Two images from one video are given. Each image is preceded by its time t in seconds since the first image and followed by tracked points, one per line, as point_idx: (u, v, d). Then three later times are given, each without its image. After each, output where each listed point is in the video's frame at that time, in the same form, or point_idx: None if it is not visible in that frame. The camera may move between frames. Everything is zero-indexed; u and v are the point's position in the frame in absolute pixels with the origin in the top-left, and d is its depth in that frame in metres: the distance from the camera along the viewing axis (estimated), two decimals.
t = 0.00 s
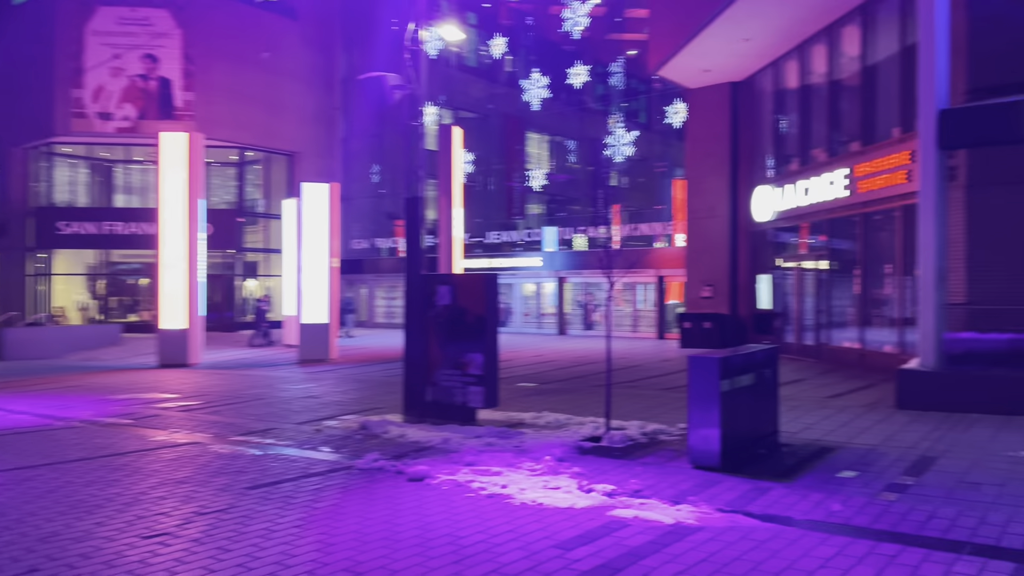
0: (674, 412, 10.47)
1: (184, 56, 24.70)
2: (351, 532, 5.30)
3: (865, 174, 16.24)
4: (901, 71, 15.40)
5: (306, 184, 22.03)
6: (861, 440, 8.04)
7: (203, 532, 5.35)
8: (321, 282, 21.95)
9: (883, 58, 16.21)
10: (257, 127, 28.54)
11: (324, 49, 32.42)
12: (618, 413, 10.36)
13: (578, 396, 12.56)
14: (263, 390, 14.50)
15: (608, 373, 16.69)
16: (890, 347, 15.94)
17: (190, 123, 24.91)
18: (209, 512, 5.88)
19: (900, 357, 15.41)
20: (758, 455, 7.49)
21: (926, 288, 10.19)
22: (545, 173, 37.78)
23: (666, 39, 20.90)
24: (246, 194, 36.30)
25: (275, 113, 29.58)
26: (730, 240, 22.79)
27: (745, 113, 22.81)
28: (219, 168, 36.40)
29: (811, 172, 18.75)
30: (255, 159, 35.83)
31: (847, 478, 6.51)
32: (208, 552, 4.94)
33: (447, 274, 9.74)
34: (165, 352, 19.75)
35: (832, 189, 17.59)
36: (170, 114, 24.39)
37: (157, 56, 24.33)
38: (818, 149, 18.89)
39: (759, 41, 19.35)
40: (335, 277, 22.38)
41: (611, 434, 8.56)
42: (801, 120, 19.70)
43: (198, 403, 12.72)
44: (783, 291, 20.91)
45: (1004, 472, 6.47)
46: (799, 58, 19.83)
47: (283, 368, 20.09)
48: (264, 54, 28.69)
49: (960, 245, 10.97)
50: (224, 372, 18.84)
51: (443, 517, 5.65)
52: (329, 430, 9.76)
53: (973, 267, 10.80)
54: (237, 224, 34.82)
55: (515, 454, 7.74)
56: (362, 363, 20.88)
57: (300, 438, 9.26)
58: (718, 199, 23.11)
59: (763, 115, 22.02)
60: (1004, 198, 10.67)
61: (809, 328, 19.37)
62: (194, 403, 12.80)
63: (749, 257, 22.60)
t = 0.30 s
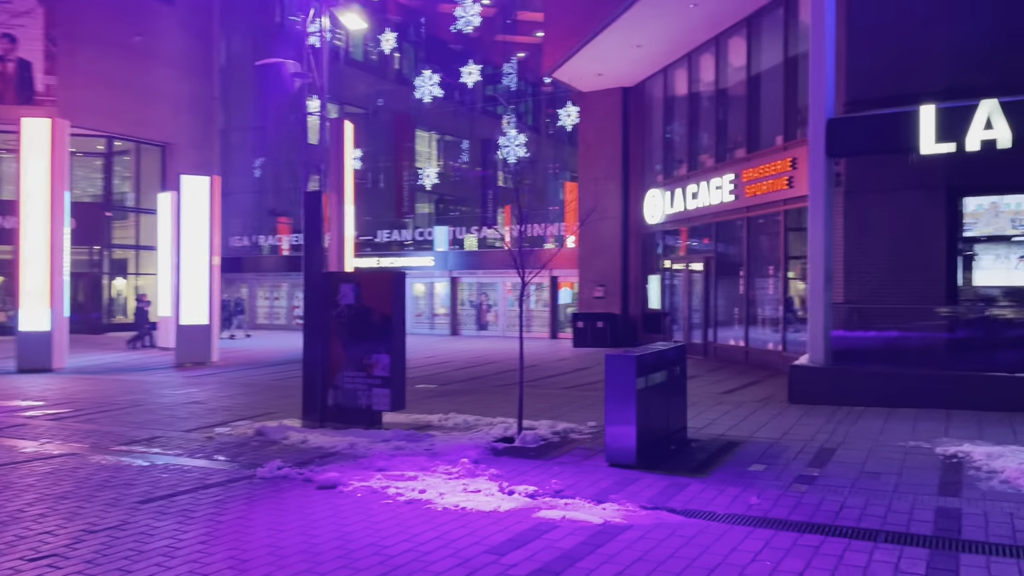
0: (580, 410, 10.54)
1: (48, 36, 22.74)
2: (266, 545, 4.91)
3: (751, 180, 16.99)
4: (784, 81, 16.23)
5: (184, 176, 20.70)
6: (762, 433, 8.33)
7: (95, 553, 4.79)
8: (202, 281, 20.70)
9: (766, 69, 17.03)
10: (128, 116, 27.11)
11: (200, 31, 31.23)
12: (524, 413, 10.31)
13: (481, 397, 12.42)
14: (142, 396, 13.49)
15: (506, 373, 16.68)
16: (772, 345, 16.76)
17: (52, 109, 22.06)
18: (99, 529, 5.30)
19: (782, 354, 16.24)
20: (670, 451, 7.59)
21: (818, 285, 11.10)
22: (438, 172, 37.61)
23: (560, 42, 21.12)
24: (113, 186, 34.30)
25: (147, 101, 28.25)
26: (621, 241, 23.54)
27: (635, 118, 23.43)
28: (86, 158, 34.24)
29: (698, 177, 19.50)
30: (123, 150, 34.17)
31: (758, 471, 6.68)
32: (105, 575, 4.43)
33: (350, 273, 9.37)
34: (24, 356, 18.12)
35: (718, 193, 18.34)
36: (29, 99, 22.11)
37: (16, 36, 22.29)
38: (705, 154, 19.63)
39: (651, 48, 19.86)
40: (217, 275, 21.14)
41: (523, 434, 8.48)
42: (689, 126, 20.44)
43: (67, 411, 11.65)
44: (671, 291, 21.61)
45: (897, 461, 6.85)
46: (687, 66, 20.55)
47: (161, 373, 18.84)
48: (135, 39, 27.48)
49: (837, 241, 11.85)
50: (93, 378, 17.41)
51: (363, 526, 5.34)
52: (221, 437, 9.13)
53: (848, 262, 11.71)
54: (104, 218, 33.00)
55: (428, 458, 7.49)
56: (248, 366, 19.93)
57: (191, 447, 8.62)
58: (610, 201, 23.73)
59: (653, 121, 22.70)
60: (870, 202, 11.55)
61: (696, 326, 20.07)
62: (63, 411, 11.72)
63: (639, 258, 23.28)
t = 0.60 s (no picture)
0: (545, 409, 10.44)
1: None
2: (254, 557, 4.62)
3: (701, 181, 17.22)
4: (733, 83, 16.51)
5: (118, 170, 19.67)
6: (734, 432, 8.37)
7: (66, 570, 4.42)
8: (135, 279, 19.68)
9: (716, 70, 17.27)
10: None
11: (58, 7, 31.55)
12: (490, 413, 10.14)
13: (441, 398, 12.19)
14: (79, 400, 12.78)
15: (458, 373, 16.52)
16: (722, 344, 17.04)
17: None
18: (63, 545, 4.90)
19: (732, 352, 16.54)
20: (648, 450, 7.54)
21: (777, 287, 11.56)
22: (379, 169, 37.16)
23: (508, 39, 21.02)
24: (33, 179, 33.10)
25: None
26: (570, 241, 23.67)
27: (584, 117, 23.48)
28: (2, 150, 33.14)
29: (647, 177, 19.69)
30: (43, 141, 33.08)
31: (741, 469, 6.69)
32: None
33: (313, 271, 9.02)
34: None
35: (667, 193, 18.56)
36: None
37: None
38: (653, 155, 19.81)
39: (601, 48, 19.89)
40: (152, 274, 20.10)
41: (496, 435, 8.32)
42: (637, 127, 20.62)
43: None
44: (617, 291, 21.78)
45: (872, 457, 6.96)
46: (635, 67, 20.70)
47: (93, 376, 18.00)
48: None
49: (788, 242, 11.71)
50: (19, 382, 16.50)
51: (352, 534, 5.09)
52: (175, 442, 8.67)
53: (799, 263, 11.49)
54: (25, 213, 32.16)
55: (403, 461, 7.25)
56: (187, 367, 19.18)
57: (144, 453, 8.15)
58: (558, 201, 23.83)
59: (600, 121, 22.80)
60: (821, 204, 11.39)
61: (645, 325, 20.27)
62: None
63: (585, 258, 23.42)
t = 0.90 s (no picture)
0: (561, 412, 10.42)
1: None
2: (312, 565, 4.53)
3: (703, 184, 17.26)
4: (737, 85, 16.56)
5: (115, 169, 19.30)
6: (761, 435, 8.36)
7: None
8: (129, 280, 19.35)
9: (717, 73, 17.34)
10: None
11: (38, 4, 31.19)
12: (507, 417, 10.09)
13: (452, 401, 12.11)
14: (83, 403, 12.58)
15: (460, 376, 16.49)
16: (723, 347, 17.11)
17: None
18: (111, 553, 4.79)
19: (736, 354, 16.55)
20: (679, 453, 7.51)
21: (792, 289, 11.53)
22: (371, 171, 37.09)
23: (508, 41, 20.96)
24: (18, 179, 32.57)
25: None
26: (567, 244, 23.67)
27: (582, 120, 23.41)
28: None
29: (647, 180, 19.71)
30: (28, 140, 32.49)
31: (778, 473, 6.68)
32: None
33: (333, 272, 8.92)
34: None
35: (668, 197, 18.57)
36: None
37: None
38: (655, 158, 19.78)
39: (600, 51, 19.87)
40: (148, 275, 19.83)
41: (521, 439, 8.26)
42: (636, 130, 20.63)
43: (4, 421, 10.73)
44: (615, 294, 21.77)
45: (905, 461, 6.99)
46: (635, 70, 20.70)
47: (89, 378, 17.74)
48: None
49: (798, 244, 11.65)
50: (15, 385, 16.23)
51: (405, 540, 5.02)
52: (193, 446, 8.53)
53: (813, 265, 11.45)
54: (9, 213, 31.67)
55: (434, 465, 7.18)
56: (183, 370, 18.96)
57: (164, 458, 8.02)
58: (555, 203, 23.82)
59: (598, 124, 22.78)
60: (832, 206, 11.36)
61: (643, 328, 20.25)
62: None
63: (582, 261, 23.39)
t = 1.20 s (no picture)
0: (593, 412, 10.43)
1: None
2: (389, 563, 4.53)
3: (722, 184, 17.20)
4: (758, 84, 16.52)
5: (132, 169, 19.24)
6: (803, 435, 8.36)
7: None
8: (145, 279, 19.30)
9: (736, 71, 17.34)
10: None
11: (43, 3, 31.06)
12: (541, 415, 10.08)
13: (480, 401, 12.08)
14: (108, 402, 12.57)
15: (480, 375, 16.45)
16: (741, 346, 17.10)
17: None
18: (185, 551, 4.80)
19: (756, 355, 16.48)
20: (725, 453, 7.50)
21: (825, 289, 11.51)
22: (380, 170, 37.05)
23: (525, 41, 20.94)
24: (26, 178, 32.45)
25: None
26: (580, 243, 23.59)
27: (596, 118, 23.28)
28: None
29: (664, 179, 19.64)
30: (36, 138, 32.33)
31: (831, 473, 6.67)
32: None
33: (373, 271, 8.93)
34: None
35: (685, 196, 18.50)
36: None
37: None
38: (673, 157, 19.72)
39: (618, 51, 19.83)
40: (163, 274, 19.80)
41: (563, 439, 8.25)
42: (653, 129, 20.56)
43: (35, 420, 10.71)
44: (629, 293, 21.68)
45: (955, 461, 6.98)
46: (652, 69, 20.63)
47: (108, 377, 17.71)
48: None
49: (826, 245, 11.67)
50: (35, 384, 16.18)
51: (475, 539, 5.01)
52: (234, 444, 8.52)
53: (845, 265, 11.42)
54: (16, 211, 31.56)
55: (483, 464, 7.17)
56: (199, 369, 18.92)
57: (207, 456, 8.01)
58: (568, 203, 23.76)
59: (613, 124, 22.70)
60: (865, 207, 11.33)
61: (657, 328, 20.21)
62: (31, 419, 10.78)
63: (596, 261, 23.29)
